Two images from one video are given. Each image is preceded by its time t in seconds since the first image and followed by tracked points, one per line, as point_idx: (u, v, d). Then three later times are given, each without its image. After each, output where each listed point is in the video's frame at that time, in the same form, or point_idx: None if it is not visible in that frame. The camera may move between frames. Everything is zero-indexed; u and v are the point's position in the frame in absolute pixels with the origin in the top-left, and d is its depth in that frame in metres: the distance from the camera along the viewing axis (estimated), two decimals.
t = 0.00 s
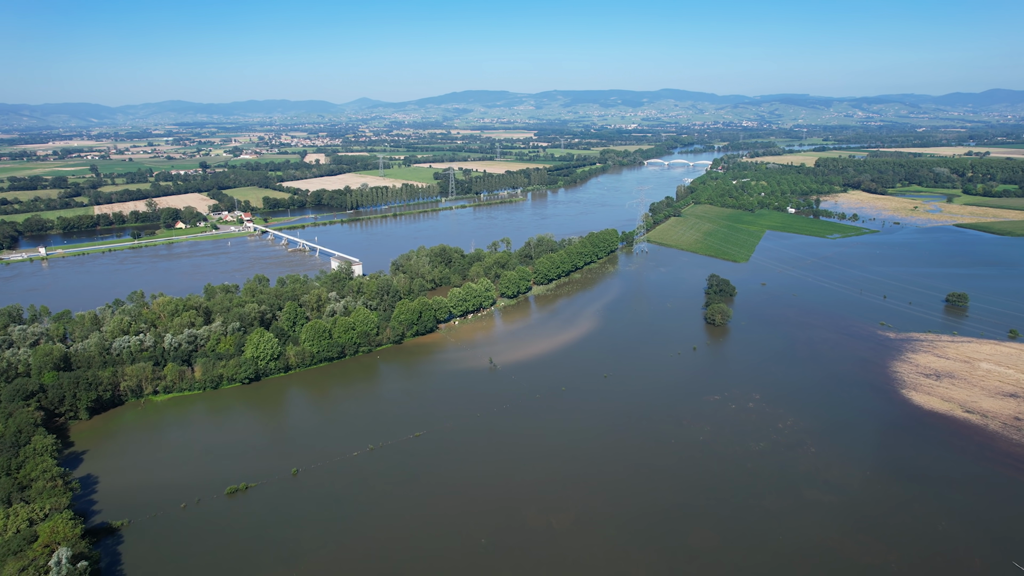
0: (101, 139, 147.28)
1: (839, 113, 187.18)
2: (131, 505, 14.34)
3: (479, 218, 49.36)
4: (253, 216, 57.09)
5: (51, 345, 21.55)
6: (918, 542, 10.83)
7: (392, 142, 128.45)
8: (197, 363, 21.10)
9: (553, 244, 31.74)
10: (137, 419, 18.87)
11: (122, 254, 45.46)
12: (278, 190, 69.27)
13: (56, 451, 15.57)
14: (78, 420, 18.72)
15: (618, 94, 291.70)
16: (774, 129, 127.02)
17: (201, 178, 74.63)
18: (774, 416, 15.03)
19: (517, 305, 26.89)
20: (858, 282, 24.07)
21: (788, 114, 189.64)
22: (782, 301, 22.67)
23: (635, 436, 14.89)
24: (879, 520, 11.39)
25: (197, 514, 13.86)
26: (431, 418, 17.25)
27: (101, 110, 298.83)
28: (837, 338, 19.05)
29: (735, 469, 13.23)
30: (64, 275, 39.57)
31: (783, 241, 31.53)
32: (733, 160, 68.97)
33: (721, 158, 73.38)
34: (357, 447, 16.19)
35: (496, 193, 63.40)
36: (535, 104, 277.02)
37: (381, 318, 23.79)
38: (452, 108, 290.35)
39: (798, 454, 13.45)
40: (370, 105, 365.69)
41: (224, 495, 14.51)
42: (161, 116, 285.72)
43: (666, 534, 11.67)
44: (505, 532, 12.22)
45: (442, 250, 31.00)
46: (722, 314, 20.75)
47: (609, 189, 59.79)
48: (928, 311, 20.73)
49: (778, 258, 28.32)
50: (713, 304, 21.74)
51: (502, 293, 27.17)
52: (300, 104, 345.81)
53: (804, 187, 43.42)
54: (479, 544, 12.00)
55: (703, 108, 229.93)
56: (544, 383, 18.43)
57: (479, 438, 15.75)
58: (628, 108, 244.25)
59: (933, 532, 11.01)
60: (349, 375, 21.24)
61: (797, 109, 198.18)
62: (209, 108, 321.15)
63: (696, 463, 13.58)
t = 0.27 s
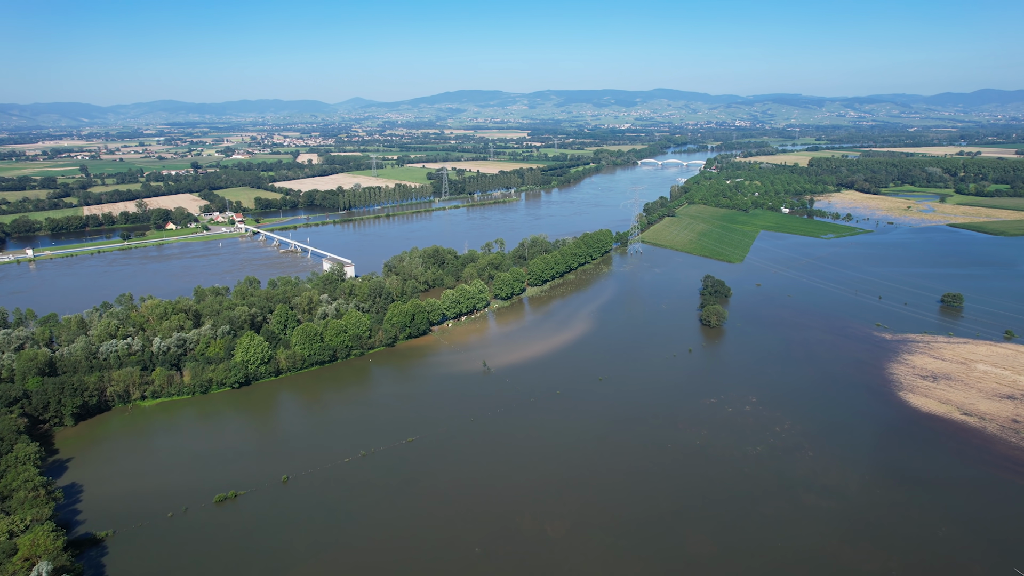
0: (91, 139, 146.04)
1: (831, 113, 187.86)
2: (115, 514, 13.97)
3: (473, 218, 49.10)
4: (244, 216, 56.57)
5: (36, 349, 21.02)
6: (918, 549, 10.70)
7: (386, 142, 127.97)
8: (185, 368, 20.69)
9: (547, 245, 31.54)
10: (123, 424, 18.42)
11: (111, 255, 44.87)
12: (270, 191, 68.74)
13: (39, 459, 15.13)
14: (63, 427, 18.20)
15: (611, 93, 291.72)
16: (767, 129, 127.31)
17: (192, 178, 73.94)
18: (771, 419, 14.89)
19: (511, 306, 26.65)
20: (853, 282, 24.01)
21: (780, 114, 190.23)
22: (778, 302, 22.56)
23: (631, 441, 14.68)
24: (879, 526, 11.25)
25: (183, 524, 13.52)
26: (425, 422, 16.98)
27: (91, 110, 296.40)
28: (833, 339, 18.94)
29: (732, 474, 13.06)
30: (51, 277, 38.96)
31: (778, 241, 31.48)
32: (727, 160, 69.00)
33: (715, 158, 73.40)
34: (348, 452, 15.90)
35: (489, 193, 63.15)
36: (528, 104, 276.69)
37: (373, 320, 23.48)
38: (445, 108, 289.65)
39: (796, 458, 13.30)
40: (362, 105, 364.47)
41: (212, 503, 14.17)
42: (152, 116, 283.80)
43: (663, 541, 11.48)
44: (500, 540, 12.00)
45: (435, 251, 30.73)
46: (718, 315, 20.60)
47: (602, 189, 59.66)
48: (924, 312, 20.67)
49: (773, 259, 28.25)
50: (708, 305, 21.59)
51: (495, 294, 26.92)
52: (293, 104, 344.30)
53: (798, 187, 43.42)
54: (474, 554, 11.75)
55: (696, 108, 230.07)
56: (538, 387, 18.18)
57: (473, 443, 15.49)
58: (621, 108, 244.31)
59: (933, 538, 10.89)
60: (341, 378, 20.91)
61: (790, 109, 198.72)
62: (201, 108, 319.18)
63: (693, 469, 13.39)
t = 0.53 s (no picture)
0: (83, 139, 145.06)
1: (825, 113, 188.31)
2: (101, 524, 13.63)
3: (467, 219, 48.86)
4: (236, 217, 56.10)
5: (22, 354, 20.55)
6: (920, 556, 10.54)
7: (380, 142, 127.54)
8: (175, 372, 20.29)
9: (542, 246, 31.33)
10: (111, 429, 18.02)
11: (101, 257, 44.34)
12: (263, 191, 68.28)
13: (22, 467, 14.74)
14: (49, 434, 17.73)
15: (606, 93, 291.62)
16: (761, 129, 127.49)
17: (184, 179, 73.34)
18: (769, 422, 14.74)
19: (506, 308, 26.41)
20: (850, 283, 23.92)
21: (774, 114, 190.62)
22: (774, 303, 22.44)
23: (629, 446, 14.46)
24: (880, 533, 11.09)
25: (171, 534, 13.19)
26: (419, 427, 16.72)
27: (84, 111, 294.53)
28: (830, 340, 18.82)
29: (731, 480, 12.87)
30: (40, 279, 38.42)
31: (773, 241, 31.39)
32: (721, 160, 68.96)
33: (710, 158, 73.35)
34: (341, 458, 15.62)
35: (484, 193, 62.89)
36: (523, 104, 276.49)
37: (367, 323, 23.19)
38: (440, 108, 288.95)
39: (795, 463, 13.14)
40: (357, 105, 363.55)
41: (202, 512, 13.85)
42: (145, 116, 282.47)
43: (661, 550, 11.27)
44: (496, 549, 11.76)
45: (430, 252, 30.48)
46: (714, 317, 20.44)
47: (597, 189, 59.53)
48: (920, 313, 20.60)
49: (769, 259, 28.16)
50: (705, 307, 21.43)
51: (490, 296, 26.68)
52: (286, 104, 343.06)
53: (793, 187, 43.38)
54: (468, 563, 11.52)
55: (690, 108, 230.02)
56: (535, 391, 17.94)
57: (468, 449, 15.26)
58: (615, 108, 244.24)
59: (934, 545, 10.75)
60: (334, 382, 20.60)
61: (784, 109, 199.11)
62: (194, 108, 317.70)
63: (690, 474, 13.20)
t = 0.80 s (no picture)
0: (75, 139, 143.97)
1: (819, 112, 188.89)
2: (88, 533, 13.31)
3: (462, 220, 48.62)
4: (230, 218, 55.64)
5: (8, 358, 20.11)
6: (922, 563, 10.38)
7: (375, 142, 127.04)
8: (165, 376, 19.93)
9: (537, 247, 31.12)
10: (99, 436, 17.66)
11: (92, 259, 43.83)
12: (256, 192, 67.81)
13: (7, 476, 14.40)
14: (35, 441, 17.29)
15: (601, 93, 291.69)
16: (756, 129, 127.73)
17: (177, 179, 72.75)
18: (767, 426, 14.58)
19: (501, 310, 26.18)
20: (846, 284, 23.82)
21: (769, 114, 191.09)
22: (771, 305, 22.31)
23: (626, 451, 14.26)
24: (882, 540, 10.92)
25: (160, 544, 12.90)
26: (413, 433, 16.45)
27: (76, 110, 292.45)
28: (828, 342, 18.70)
29: (730, 486, 12.69)
30: (29, 282, 37.90)
31: (770, 242, 31.29)
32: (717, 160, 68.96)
33: (705, 158, 73.32)
34: (333, 465, 15.34)
35: (479, 194, 62.64)
36: (518, 104, 276.29)
37: (360, 326, 22.90)
38: (435, 108, 288.28)
39: (794, 468, 12.98)
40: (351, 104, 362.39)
41: (191, 521, 13.55)
42: (139, 116, 280.83)
43: (659, 558, 11.07)
44: (492, 559, 11.52)
45: (424, 253, 30.22)
46: (711, 319, 20.28)
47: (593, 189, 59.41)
48: (918, 314, 20.50)
49: (766, 260, 28.06)
50: (702, 308, 21.25)
51: (485, 297, 26.44)
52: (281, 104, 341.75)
53: (789, 187, 43.35)
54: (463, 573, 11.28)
55: (685, 108, 230.35)
56: (530, 395, 17.71)
57: (463, 455, 15.02)
58: (610, 108, 244.30)
59: (936, 552, 10.59)
60: (327, 386, 20.30)
61: (778, 109, 199.62)
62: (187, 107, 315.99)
63: (688, 480, 13.02)
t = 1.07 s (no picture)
0: (68, 139, 142.97)
1: (814, 113, 189.50)
2: (74, 544, 13.01)
3: (457, 220, 48.36)
4: (223, 219, 55.17)
5: None
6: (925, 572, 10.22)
7: (370, 142, 126.56)
8: (155, 381, 19.57)
9: (533, 248, 30.89)
10: (87, 442, 17.30)
11: (83, 260, 43.31)
12: (250, 193, 67.35)
13: None
14: (21, 448, 16.92)
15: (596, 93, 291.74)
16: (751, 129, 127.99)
17: (170, 180, 72.17)
18: (766, 431, 14.40)
19: (497, 312, 25.94)
20: (844, 285, 23.73)
21: (763, 114, 191.58)
22: (769, 306, 22.17)
23: (624, 457, 14.06)
24: (883, 547, 10.75)
25: (148, 555, 12.62)
26: (408, 438, 16.20)
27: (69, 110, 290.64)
28: (826, 345, 18.56)
29: (729, 493, 12.50)
30: (18, 284, 37.38)
31: (766, 243, 31.19)
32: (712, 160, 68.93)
33: (701, 158, 73.28)
34: (326, 472, 15.08)
35: (475, 194, 62.39)
36: (513, 104, 276.18)
37: (354, 329, 22.61)
38: (430, 109, 287.72)
39: (794, 474, 12.81)
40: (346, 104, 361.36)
41: (181, 531, 13.27)
42: (132, 115, 279.37)
43: (658, 568, 10.86)
44: (488, 567, 11.30)
45: (419, 255, 29.94)
46: (708, 321, 20.11)
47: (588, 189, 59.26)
48: (916, 316, 20.40)
49: (762, 261, 27.94)
50: (699, 310, 21.08)
51: (481, 299, 26.19)
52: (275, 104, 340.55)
53: (784, 188, 43.29)
54: None
55: (680, 108, 230.66)
56: (526, 399, 17.48)
57: (457, 462, 14.78)
58: (606, 108, 244.42)
59: (939, 560, 10.43)
60: (320, 390, 20.01)
61: (773, 109, 200.11)
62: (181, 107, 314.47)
63: (687, 487, 12.82)
